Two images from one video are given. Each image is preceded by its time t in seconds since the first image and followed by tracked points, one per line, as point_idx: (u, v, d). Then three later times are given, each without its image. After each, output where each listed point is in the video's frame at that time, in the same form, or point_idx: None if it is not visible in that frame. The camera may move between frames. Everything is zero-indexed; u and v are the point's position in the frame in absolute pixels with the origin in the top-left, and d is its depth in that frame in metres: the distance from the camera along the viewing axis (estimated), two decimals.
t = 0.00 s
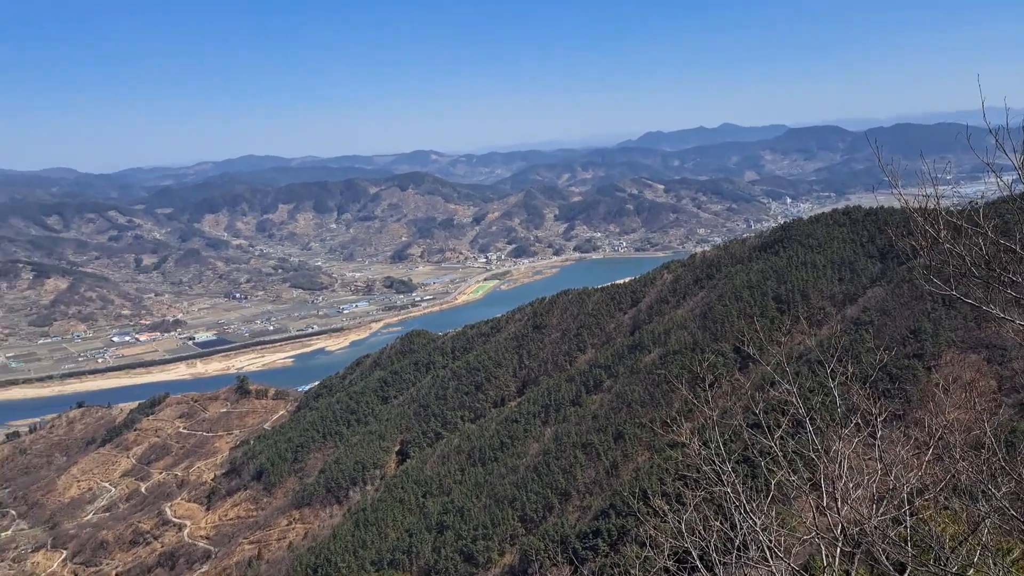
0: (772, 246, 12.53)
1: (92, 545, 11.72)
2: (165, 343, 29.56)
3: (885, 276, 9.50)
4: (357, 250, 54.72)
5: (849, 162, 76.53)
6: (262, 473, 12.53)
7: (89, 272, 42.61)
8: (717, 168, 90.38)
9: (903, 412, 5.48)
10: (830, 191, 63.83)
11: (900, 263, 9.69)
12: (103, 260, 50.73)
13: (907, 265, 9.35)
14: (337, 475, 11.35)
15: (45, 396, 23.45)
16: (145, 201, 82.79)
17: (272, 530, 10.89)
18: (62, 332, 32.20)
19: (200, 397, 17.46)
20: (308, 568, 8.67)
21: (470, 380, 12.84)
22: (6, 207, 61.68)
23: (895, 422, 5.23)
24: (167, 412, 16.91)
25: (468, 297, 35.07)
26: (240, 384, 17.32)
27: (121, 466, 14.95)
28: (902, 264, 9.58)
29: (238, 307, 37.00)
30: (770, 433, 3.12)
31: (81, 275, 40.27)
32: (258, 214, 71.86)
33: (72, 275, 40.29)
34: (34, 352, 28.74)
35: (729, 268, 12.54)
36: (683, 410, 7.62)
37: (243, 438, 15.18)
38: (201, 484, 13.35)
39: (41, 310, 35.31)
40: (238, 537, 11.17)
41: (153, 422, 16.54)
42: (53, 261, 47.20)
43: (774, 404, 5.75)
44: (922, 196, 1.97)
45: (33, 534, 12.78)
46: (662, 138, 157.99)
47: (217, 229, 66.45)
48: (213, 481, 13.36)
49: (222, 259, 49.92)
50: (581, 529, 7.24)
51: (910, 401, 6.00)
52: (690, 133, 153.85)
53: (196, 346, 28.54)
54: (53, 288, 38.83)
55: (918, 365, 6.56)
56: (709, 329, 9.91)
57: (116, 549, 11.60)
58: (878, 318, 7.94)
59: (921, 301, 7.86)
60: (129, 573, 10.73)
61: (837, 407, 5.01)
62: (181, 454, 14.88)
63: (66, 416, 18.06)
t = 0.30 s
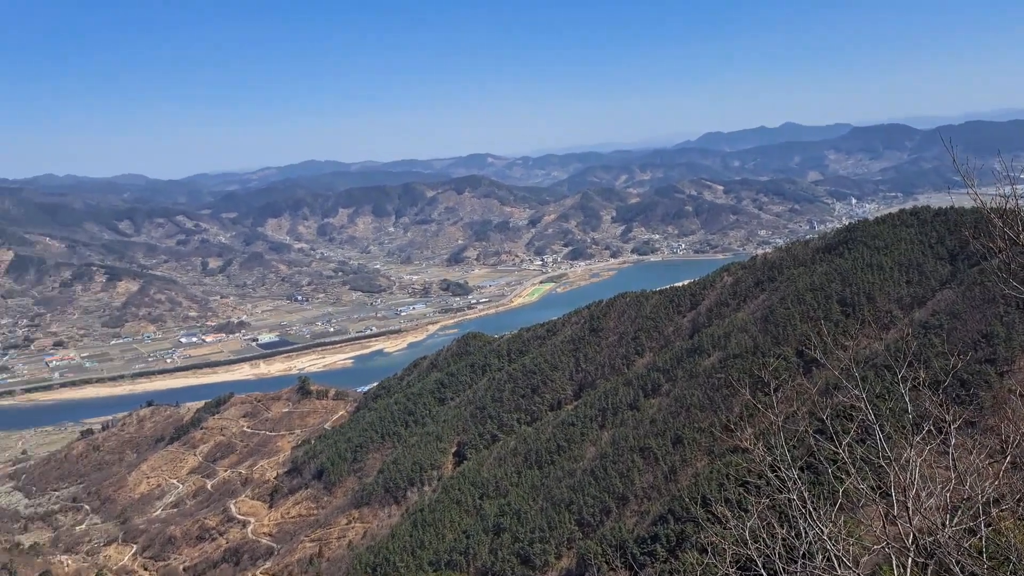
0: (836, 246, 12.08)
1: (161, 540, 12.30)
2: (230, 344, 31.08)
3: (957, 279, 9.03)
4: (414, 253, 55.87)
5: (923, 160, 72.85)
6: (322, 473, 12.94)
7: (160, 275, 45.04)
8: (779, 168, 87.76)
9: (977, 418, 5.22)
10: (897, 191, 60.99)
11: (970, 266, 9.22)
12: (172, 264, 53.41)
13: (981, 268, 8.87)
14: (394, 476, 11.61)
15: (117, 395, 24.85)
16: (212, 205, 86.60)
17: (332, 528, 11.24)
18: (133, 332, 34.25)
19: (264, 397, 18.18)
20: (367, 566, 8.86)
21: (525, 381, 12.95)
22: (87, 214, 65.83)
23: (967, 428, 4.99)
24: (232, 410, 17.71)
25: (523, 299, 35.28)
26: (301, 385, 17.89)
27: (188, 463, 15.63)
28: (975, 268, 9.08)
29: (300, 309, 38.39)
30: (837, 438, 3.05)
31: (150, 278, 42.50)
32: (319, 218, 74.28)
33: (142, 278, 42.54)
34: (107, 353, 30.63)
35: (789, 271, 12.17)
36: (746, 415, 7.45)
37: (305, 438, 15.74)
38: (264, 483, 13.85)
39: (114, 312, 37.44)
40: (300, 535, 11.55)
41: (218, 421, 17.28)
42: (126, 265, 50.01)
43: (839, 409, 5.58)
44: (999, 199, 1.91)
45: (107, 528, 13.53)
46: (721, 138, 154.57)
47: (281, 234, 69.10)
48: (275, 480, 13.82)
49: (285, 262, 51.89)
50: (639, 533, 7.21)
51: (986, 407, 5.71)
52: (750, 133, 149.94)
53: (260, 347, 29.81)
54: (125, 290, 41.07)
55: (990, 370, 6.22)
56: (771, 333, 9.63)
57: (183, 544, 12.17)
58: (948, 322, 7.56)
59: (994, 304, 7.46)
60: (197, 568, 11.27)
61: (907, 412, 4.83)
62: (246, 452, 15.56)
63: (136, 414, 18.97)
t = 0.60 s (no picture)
0: (899, 246, 11.63)
1: (220, 536, 12.82)
2: (287, 344, 32.20)
3: None
4: (465, 254, 56.54)
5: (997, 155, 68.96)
6: (375, 472, 13.26)
7: (220, 277, 47.02)
8: (839, 166, 84.66)
9: None
10: (966, 189, 58.00)
11: None
12: (231, 266, 55.64)
13: None
14: (446, 477, 11.80)
15: (178, 393, 26.07)
16: (269, 209, 89.64)
17: (385, 527, 11.49)
18: (193, 332, 35.91)
19: (319, 397, 18.74)
20: (421, 565, 8.96)
21: (576, 384, 12.96)
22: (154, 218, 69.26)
23: None
24: (287, 408, 18.35)
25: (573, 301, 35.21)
26: (354, 385, 18.38)
27: (246, 461, 16.30)
28: None
29: (353, 310, 39.45)
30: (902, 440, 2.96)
31: (211, 279, 44.40)
32: (372, 220, 76.06)
33: (202, 280, 44.38)
34: (170, 352, 32.20)
35: (848, 271, 11.78)
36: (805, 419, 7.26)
37: (358, 437, 16.17)
38: (318, 481, 14.25)
39: (177, 312, 39.31)
40: (356, 531, 11.87)
41: (275, 419, 17.92)
42: (188, 268, 52.30)
43: (905, 413, 5.40)
44: None
45: (169, 522, 14.21)
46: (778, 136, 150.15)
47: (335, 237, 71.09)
48: (330, 478, 14.21)
49: (340, 263, 53.39)
50: (692, 538, 7.11)
51: None
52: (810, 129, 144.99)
53: (315, 348, 30.78)
54: (186, 291, 42.95)
55: None
56: (830, 336, 9.35)
57: (242, 539, 12.66)
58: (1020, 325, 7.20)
59: None
60: (255, 563, 11.69)
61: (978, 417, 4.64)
62: (302, 450, 16.12)
63: (197, 413, 19.86)
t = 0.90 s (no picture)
0: (935, 244, 11.34)
1: (251, 533, 13.11)
2: (317, 344, 32.74)
3: None
4: (492, 255, 56.75)
5: None
6: (404, 471, 13.41)
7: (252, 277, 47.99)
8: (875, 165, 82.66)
9: None
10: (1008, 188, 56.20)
11: None
12: (262, 266, 56.78)
13: None
14: (474, 476, 11.89)
15: (210, 392, 26.75)
16: (299, 209, 91.10)
17: (413, 526, 11.61)
18: (226, 332, 36.76)
19: (349, 396, 19.01)
20: (448, 565, 9.02)
21: (604, 386, 12.93)
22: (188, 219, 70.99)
23: None
24: (317, 407, 18.69)
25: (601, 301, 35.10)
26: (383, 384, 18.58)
27: (276, 459, 16.64)
28: None
29: (382, 310, 39.95)
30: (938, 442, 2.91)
31: (242, 279, 45.33)
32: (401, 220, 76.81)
33: (234, 280, 45.35)
34: (203, 351, 33.02)
35: (883, 271, 11.53)
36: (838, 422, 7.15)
37: (386, 437, 16.38)
38: (348, 480, 14.45)
39: (210, 311, 40.28)
40: (385, 529, 12.03)
41: (305, 418, 18.26)
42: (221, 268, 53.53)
43: (941, 414, 5.29)
44: None
45: (201, 519, 14.60)
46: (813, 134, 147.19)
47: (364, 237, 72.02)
48: (359, 476, 14.40)
49: (369, 263, 54.09)
50: (723, 540, 7.04)
51: None
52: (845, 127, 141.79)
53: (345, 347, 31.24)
54: (219, 291, 43.95)
55: None
56: (864, 338, 9.17)
57: (272, 536, 12.93)
58: None
59: None
60: (285, 560, 11.93)
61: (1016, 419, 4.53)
62: (331, 449, 16.40)
63: (229, 412, 20.31)
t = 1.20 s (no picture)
0: (942, 245, 11.29)
1: (257, 532, 13.17)
2: (323, 343, 32.83)
3: None
4: (498, 255, 56.81)
5: None
6: (409, 470, 13.44)
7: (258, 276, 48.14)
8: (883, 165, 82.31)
9: None
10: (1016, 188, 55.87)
11: None
12: (269, 265, 56.97)
13: None
14: (479, 476, 11.90)
15: (217, 391, 26.87)
16: (306, 209, 91.31)
17: (419, 525, 11.64)
18: (232, 331, 36.91)
19: (355, 395, 19.05)
20: (454, 564, 9.03)
21: (610, 386, 12.91)
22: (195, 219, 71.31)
23: None
24: (322, 405, 18.74)
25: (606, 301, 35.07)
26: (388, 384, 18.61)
27: (282, 458, 16.71)
28: None
29: (388, 310, 40.03)
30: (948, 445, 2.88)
31: (249, 279, 45.48)
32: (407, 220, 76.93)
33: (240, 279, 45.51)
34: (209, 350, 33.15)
35: (889, 272, 11.47)
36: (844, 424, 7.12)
37: (392, 436, 16.41)
38: (353, 479, 14.49)
39: (216, 311, 40.45)
40: (390, 529, 12.06)
41: (311, 417, 18.32)
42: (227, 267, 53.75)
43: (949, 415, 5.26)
44: None
45: (208, 517, 14.68)
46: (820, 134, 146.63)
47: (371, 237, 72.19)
48: (364, 476, 14.43)
49: (375, 263, 54.21)
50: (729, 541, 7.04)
51: None
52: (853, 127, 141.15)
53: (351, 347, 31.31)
54: (225, 290, 44.10)
55: None
56: (871, 339, 9.13)
57: (278, 535, 12.98)
58: None
59: None
60: (290, 559, 11.97)
61: None
62: (337, 449, 16.46)
63: (235, 411, 20.38)
